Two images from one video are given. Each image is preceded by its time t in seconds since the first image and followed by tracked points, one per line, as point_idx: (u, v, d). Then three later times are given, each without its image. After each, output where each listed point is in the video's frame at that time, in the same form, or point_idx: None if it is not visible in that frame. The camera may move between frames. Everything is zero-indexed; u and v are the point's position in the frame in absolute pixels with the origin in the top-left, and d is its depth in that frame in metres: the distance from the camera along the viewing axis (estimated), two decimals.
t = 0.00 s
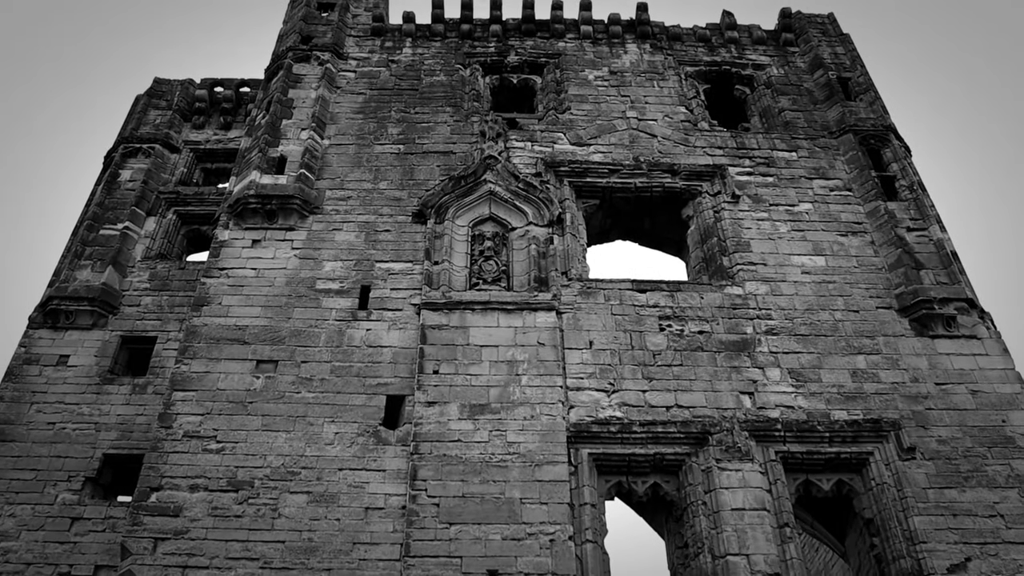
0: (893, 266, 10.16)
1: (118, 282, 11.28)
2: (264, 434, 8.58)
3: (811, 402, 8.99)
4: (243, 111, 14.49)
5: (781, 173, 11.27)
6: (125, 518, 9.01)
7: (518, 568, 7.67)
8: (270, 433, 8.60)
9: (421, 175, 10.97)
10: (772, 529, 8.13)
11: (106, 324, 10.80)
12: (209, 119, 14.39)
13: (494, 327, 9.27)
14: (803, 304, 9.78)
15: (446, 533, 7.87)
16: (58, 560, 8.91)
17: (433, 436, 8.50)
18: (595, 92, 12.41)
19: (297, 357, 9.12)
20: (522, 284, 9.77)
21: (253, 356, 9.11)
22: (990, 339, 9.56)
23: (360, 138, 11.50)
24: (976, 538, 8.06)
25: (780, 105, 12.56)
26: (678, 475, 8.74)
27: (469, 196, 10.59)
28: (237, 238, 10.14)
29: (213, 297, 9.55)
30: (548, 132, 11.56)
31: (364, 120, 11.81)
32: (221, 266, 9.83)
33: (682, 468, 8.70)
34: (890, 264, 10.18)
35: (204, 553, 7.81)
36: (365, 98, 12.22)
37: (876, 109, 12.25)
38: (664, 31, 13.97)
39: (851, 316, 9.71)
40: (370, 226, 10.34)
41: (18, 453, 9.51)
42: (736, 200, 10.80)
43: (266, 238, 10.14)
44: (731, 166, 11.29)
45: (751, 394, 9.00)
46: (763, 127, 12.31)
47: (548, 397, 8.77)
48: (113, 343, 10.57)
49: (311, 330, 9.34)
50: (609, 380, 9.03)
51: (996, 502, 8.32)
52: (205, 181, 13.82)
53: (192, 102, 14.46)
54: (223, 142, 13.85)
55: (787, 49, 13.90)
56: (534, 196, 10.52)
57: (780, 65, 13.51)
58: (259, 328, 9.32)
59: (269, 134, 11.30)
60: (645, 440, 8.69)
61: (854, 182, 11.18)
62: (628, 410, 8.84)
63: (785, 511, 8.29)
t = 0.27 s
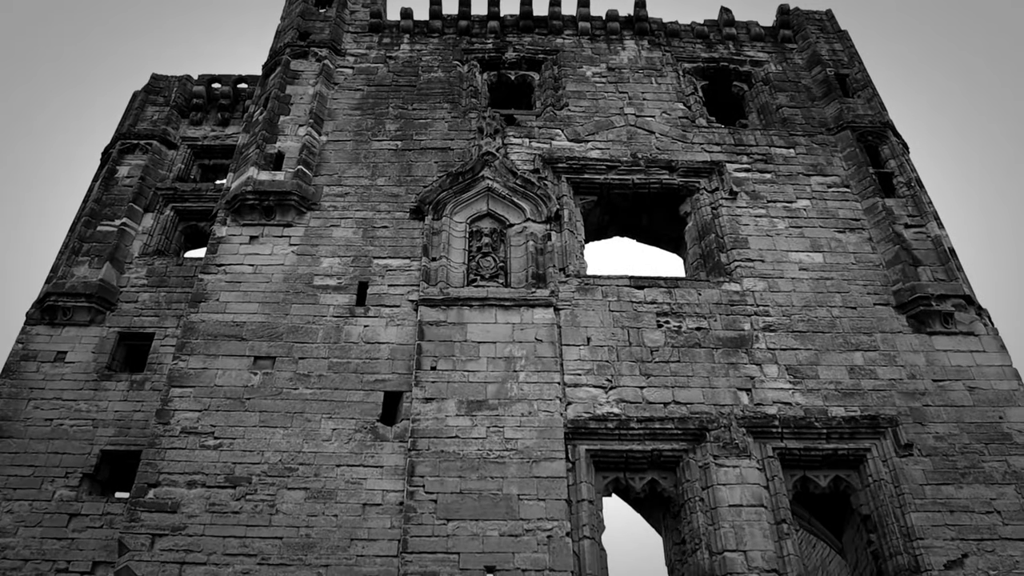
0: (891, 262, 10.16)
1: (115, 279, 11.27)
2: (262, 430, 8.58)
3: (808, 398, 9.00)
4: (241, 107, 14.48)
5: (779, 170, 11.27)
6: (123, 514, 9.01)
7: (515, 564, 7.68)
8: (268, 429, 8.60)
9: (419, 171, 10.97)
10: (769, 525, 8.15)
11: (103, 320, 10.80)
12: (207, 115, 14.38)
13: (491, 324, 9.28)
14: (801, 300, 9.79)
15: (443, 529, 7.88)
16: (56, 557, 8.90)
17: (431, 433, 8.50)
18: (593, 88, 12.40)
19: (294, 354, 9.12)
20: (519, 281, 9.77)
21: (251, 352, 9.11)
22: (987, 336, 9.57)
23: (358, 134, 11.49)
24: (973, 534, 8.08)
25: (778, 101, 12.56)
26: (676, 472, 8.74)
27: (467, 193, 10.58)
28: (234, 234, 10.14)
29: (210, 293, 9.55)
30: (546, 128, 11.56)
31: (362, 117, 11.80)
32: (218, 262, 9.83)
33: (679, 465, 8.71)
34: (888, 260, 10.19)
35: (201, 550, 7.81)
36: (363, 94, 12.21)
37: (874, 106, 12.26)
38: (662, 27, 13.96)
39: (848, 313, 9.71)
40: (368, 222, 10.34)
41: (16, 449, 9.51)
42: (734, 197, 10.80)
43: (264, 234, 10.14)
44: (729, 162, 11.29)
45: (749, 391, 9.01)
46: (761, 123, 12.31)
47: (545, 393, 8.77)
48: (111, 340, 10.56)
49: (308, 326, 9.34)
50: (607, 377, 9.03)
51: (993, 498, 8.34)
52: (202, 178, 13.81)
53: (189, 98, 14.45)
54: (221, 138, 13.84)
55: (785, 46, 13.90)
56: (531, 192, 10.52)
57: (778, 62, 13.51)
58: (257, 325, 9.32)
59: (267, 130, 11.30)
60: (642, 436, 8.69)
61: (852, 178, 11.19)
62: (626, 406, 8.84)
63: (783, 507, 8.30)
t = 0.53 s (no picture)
0: (889, 255, 10.16)
1: (114, 271, 11.26)
2: (260, 422, 8.59)
3: (806, 390, 9.02)
4: (239, 99, 14.46)
5: (778, 162, 11.27)
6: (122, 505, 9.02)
7: (513, 556, 7.69)
8: (266, 420, 8.61)
9: (418, 163, 10.97)
10: (767, 517, 8.17)
11: (101, 312, 10.79)
12: (205, 107, 14.36)
13: (490, 316, 9.28)
14: (799, 293, 9.79)
15: (441, 521, 7.90)
16: (54, 548, 8.91)
17: (429, 424, 8.51)
18: (592, 80, 12.39)
19: (292, 346, 9.13)
20: (518, 273, 9.77)
21: (249, 344, 9.12)
22: (985, 328, 9.59)
23: (356, 126, 11.48)
24: (970, 526, 8.10)
25: (776, 94, 12.55)
26: (674, 464, 8.74)
27: (465, 185, 10.58)
28: (232, 226, 10.14)
29: (209, 285, 9.55)
30: (544, 120, 11.55)
31: (360, 109, 11.79)
32: (216, 254, 9.83)
33: (677, 457, 8.72)
34: (886, 253, 10.19)
35: (200, 541, 7.83)
36: (361, 86, 12.20)
37: (873, 98, 12.25)
38: (661, 19, 13.95)
39: (846, 305, 9.72)
40: (367, 214, 10.34)
41: (14, 441, 9.52)
42: (732, 189, 10.80)
43: (262, 226, 10.14)
44: (728, 155, 11.29)
45: (746, 383, 9.02)
46: (760, 116, 12.30)
47: (543, 385, 8.78)
48: (109, 332, 10.55)
49: (307, 319, 9.35)
50: (605, 369, 9.04)
51: (990, 490, 8.36)
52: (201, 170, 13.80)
53: (188, 90, 14.43)
54: (219, 130, 13.83)
55: (784, 38, 13.89)
56: (530, 184, 10.52)
57: (777, 55, 13.49)
58: (255, 317, 9.33)
59: (265, 122, 11.29)
60: (640, 428, 8.70)
61: (850, 171, 11.19)
62: (624, 398, 8.85)
63: (780, 499, 8.32)
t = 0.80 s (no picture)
0: (887, 246, 10.16)
1: (111, 261, 11.25)
2: (258, 412, 8.60)
3: (803, 381, 9.03)
4: (237, 89, 14.43)
5: (776, 153, 11.26)
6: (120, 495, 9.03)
7: (511, 546, 7.71)
8: (264, 411, 8.61)
9: (416, 153, 10.96)
10: (764, 508, 8.19)
11: (99, 303, 10.79)
12: (203, 97, 14.34)
13: (487, 306, 9.28)
14: (797, 284, 9.79)
15: (439, 511, 7.91)
16: (52, 538, 8.93)
17: (427, 415, 8.51)
18: (590, 70, 12.37)
19: (290, 336, 9.13)
20: (515, 263, 9.77)
21: (247, 334, 9.12)
22: (982, 320, 9.61)
23: (354, 117, 11.47)
24: (967, 516, 8.13)
25: (775, 84, 12.53)
26: (671, 454, 8.75)
27: (463, 175, 10.57)
28: (230, 216, 10.13)
29: (206, 276, 9.55)
30: (542, 111, 11.54)
31: (358, 99, 11.78)
32: (214, 245, 9.83)
33: (674, 447, 8.73)
34: (884, 244, 10.19)
35: (197, 531, 7.84)
36: (359, 76, 12.18)
37: (871, 89, 12.24)
38: (659, 10, 13.92)
39: (844, 296, 9.72)
40: (364, 204, 10.34)
41: (12, 431, 9.53)
42: (730, 180, 10.79)
43: (260, 216, 10.14)
44: (726, 145, 11.28)
45: (744, 373, 9.04)
46: (758, 106, 12.29)
47: (540, 376, 8.79)
48: (107, 322, 10.55)
49: (304, 309, 9.34)
50: (602, 359, 9.04)
51: (986, 481, 8.39)
52: (198, 160, 13.79)
53: (185, 80, 14.40)
54: (217, 120, 13.81)
55: (782, 28, 13.86)
56: (527, 174, 10.51)
57: (775, 45, 13.47)
58: (253, 307, 9.33)
59: (263, 112, 11.28)
60: (638, 418, 8.71)
61: (848, 162, 11.18)
62: (621, 389, 8.86)
63: (777, 489, 8.33)
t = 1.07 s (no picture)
0: (884, 233, 10.17)
1: (108, 248, 11.24)
2: (255, 398, 8.60)
3: (800, 368, 9.05)
4: (233, 76, 14.39)
5: (774, 140, 11.24)
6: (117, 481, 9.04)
7: (507, 532, 7.74)
8: (261, 397, 8.62)
9: (413, 140, 10.94)
10: (760, 494, 8.23)
11: (96, 290, 10.77)
12: (199, 84, 14.29)
13: (484, 293, 9.27)
14: (794, 271, 9.79)
15: (436, 498, 7.93)
16: (50, 524, 8.94)
17: (424, 401, 8.52)
18: (587, 57, 12.34)
19: (287, 323, 9.13)
20: (513, 250, 9.77)
21: (244, 321, 9.12)
22: (979, 307, 9.63)
23: (351, 103, 11.45)
24: (962, 503, 8.18)
25: (772, 71, 12.51)
26: (668, 441, 8.77)
27: (460, 162, 10.55)
28: (227, 203, 10.12)
29: (203, 263, 9.55)
30: (539, 97, 11.52)
31: (355, 85, 11.75)
32: (211, 231, 9.82)
33: (671, 434, 8.75)
34: (881, 232, 10.20)
35: (195, 518, 7.87)
36: (356, 63, 12.15)
37: (869, 76, 12.23)
38: None
39: (841, 283, 9.73)
40: (361, 191, 10.33)
41: (10, 418, 9.53)
42: (727, 167, 10.79)
43: (257, 203, 10.12)
44: (723, 133, 11.27)
45: (740, 360, 9.05)
46: (756, 94, 12.27)
47: (537, 362, 8.79)
48: (104, 309, 10.54)
49: (301, 296, 9.34)
50: (599, 346, 9.05)
51: (982, 468, 8.43)
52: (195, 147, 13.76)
53: (181, 67, 14.35)
54: (213, 107, 13.78)
55: (780, 15, 13.83)
56: (525, 161, 10.50)
57: (773, 32, 13.44)
58: (250, 294, 9.32)
59: (259, 99, 11.25)
60: (634, 404, 8.72)
61: (846, 149, 11.17)
62: (618, 375, 8.87)
63: (774, 476, 8.36)
